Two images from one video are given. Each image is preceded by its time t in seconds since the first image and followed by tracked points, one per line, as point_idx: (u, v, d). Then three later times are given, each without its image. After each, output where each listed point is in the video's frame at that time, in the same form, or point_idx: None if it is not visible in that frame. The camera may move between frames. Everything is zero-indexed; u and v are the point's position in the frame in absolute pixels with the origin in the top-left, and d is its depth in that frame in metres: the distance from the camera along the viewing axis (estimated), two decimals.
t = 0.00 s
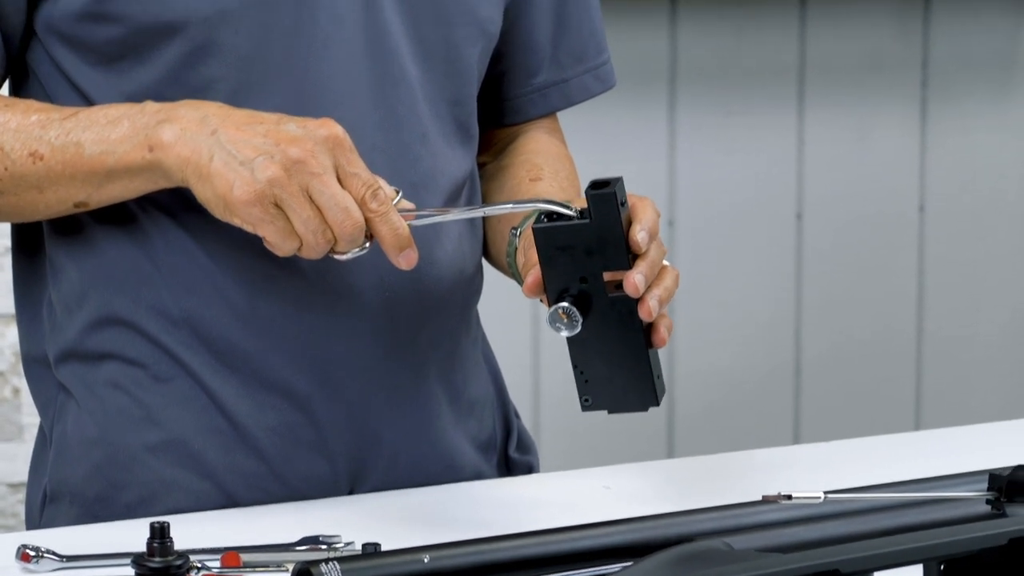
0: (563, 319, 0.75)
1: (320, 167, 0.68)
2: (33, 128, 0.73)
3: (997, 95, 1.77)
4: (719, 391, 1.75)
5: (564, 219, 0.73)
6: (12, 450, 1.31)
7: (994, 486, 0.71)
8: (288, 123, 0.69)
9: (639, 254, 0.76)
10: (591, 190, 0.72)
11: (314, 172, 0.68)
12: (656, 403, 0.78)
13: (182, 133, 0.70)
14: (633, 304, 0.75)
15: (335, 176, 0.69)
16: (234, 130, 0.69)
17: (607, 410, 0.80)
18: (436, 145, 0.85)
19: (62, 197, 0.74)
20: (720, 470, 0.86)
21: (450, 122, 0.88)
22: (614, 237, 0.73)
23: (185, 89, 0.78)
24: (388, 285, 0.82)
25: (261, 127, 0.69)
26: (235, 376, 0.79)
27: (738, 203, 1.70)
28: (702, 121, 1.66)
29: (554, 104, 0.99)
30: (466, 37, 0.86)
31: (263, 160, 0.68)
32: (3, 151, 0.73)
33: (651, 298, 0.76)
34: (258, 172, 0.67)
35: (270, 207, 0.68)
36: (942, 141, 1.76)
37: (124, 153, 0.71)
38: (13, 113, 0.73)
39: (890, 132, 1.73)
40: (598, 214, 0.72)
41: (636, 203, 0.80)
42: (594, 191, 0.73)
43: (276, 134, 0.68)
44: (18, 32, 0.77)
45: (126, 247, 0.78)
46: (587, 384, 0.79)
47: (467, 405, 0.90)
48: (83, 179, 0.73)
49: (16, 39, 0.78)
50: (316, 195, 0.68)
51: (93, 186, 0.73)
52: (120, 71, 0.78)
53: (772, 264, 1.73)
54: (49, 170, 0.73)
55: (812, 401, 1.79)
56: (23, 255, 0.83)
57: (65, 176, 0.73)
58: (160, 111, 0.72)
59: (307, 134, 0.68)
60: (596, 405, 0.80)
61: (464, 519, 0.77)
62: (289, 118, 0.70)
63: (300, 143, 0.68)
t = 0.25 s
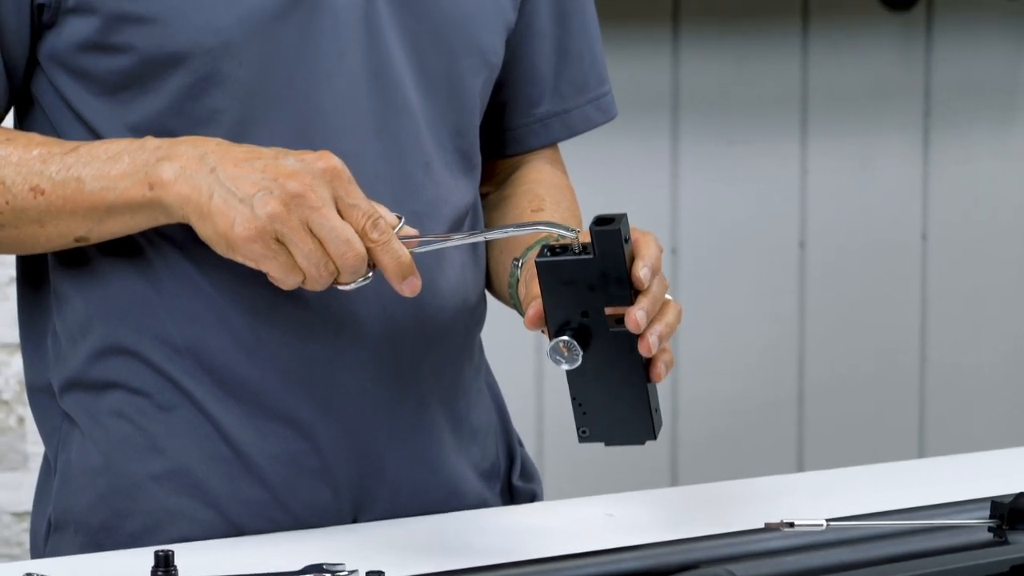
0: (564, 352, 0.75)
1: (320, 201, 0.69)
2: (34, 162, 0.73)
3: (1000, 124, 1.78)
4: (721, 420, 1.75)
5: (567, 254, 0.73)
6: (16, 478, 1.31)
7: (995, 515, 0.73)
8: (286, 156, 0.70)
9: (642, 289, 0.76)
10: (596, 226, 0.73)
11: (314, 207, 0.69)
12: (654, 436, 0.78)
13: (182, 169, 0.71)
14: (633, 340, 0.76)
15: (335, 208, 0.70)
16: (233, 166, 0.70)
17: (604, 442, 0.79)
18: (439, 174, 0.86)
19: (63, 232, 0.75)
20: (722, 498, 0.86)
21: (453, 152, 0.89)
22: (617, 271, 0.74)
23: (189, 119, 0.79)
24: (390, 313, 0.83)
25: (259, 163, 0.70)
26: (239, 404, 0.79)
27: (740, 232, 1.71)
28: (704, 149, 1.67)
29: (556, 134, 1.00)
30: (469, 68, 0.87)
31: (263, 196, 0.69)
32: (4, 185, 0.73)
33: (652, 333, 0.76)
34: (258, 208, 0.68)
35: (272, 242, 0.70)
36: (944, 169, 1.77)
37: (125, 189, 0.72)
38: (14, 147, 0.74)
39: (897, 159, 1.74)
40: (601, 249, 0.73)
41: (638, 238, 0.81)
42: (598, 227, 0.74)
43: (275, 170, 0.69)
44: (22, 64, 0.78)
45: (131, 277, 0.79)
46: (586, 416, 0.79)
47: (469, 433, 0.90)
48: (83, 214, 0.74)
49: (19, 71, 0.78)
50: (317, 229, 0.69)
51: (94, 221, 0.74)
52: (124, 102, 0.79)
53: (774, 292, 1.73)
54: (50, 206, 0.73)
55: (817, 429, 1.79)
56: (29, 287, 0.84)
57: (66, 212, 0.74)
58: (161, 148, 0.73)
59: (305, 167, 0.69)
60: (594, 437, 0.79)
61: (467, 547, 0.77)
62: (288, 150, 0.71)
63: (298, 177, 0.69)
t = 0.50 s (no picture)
0: (569, 369, 0.76)
1: (311, 229, 0.68)
2: (29, 191, 0.74)
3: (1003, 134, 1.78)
4: (726, 432, 1.75)
5: (576, 273, 0.74)
6: (21, 492, 1.31)
7: (1000, 526, 0.74)
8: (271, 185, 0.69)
9: (648, 309, 0.75)
10: (606, 247, 0.73)
11: (305, 236, 0.68)
12: (656, 456, 0.79)
13: (173, 208, 0.71)
14: (639, 359, 0.76)
15: (329, 227, 0.69)
16: (220, 210, 0.70)
17: (606, 460, 0.80)
18: (442, 187, 0.86)
19: (61, 260, 0.76)
20: (726, 510, 0.86)
21: (456, 167, 0.89)
22: (625, 292, 0.74)
23: (193, 133, 0.79)
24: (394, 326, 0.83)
25: (244, 200, 0.69)
26: (243, 417, 0.79)
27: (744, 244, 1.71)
28: (707, 161, 1.67)
29: (561, 149, 1.00)
30: (472, 83, 0.88)
31: (256, 239, 0.69)
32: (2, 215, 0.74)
33: (658, 353, 0.75)
34: (254, 250, 0.69)
35: (276, 277, 0.71)
36: (948, 181, 1.78)
37: (120, 228, 0.73)
38: (9, 171, 0.74)
39: (900, 171, 1.75)
40: (609, 269, 0.73)
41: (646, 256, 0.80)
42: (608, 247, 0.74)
43: (261, 211, 0.69)
44: (21, 80, 0.79)
45: (137, 295, 0.79)
46: (589, 434, 0.79)
47: (473, 446, 0.90)
48: (82, 247, 0.75)
49: (22, 85, 0.79)
50: (313, 256, 0.69)
51: (93, 252, 0.75)
52: (127, 116, 0.79)
53: (778, 304, 1.74)
54: (48, 237, 0.74)
55: (822, 441, 1.79)
56: (33, 305, 0.85)
57: (64, 243, 0.74)
58: (150, 181, 0.72)
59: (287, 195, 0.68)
60: (596, 455, 0.80)
61: (470, 559, 0.77)
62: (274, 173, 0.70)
63: (284, 211, 0.68)
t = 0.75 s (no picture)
0: (569, 380, 0.76)
1: (273, 232, 0.65)
2: (44, 225, 0.74)
3: (1004, 138, 1.79)
4: (727, 435, 1.74)
5: (580, 284, 0.74)
6: (22, 495, 1.31)
7: (1005, 530, 0.74)
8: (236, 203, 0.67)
9: (652, 323, 0.75)
10: (612, 260, 0.73)
11: (273, 238, 0.65)
12: (650, 471, 0.78)
13: (180, 250, 0.71)
14: (640, 372, 0.75)
15: (293, 220, 0.65)
16: (214, 248, 0.69)
17: (601, 472, 0.79)
18: (448, 191, 0.86)
19: (80, 293, 0.77)
20: (730, 513, 0.86)
21: (461, 170, 0.89)
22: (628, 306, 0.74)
23: (198, 136, 0.79)
24: (399, 330, 0.82)
25: (224, 230, 0.68)
26: (247, 421, 0.79)
27: (746, 248, 1.71)
28: (709, 166, 1.67)
29: (564, 153, 1.00)
30: (478, 86, 0.88)
31: (250, 269, 0.68)
32: (18, 246, 0.75)
33: (659, 367, 0.75)
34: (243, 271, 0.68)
35: (288, 289, 0.69)
36: (948, 185, 1.78)
37: (136, 268, 0.73)
38: (23, 200, 0.75)
39: (902, 176, 1.75)
40: (614, 282, 0.73)
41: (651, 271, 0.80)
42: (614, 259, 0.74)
43: (234, 239, 0.67)
44: (33, 84, 0.79)
45: (141, 304, 0.79)
46: (585, 445, 0.79)
47: (477, 449, 0.90)
48: (101, 283, 0.75)
49: (31, 89, 0.79)
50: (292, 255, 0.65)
51: (112, 287, 0.76)
52: (133, 120, 0.79)
53: (780, 307, 1.73)
54: (65, 271, 0.75)
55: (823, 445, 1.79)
56: (37, 322, 0.85)
57: (82, 277, 0.75)
58: (154, 223, 0.72)
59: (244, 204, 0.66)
60: (592, 466, 0.79)
61: (473, 563, 0.77)
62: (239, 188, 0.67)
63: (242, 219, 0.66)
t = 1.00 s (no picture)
0: (558, 373, 0.75)
1: (268, 206, 0.65)
2: (51, 217, 0.74)
3: (1001, 136, 1.80)
4: (725, 432, 1.74)
5: (571, 278, 0.74)
6: (19, 491, 1.31)
7: (1003, 527, 0.74)
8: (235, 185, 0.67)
9: (642, 319, 0.75)
10: (602, 253, 0.73)
11: (267, 212, 0.65)
12: (637, 468, 0.78)
13: (187, 239, 0.71)
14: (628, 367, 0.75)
15: (287, 194, 0.65)
16: (217, 232, 0.69)
17: (589, 468, 0.79)
18: (447, 188, 0.86)
19: (88, 287, 0.76)
20: (728, 510, 0.86)
21: (460, 166, 0.89)
22: (620, 301, 0.74)
23: (198, 129, 0.79)
24: (397, 325, 0.82)
25: (225, 213, 0.68)
26: (244, 417, 0.79)
27: (744, 245, 1.71)
28: (707, 163, 1.67)
29: (561, 153, 1.00)
30: (477, 83, 0.88)
31: (249, 247, 0.67)
32: (25, 240, 0.74)
33: (648, 363, 0.75)
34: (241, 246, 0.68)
35: (288, 266, 0.68)
36: (946, 182, 1.78)
37: (144, 259, 0.73)
38: (30, 193, 0.74)
39: (900, 174, 1.75)
40: (605, 278, 0.73)
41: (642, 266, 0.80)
42: (605, 254, 0.74)
43: (233, 219, 0.67)
44: (37, 80, 0.79)
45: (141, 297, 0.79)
46: (572, 440, 0.78)
47: (474, 446, 0.90)
48: (109, 276, 0.75)
49: (35, 84, 0.79)
50: (285, 228, 0.65)
51: (120, 280, 0.75)
52: (134, 115, 0.79)
53: (778, 304, 1.73)
54: (73, 263, 0.74)
55: (821, 441, 1.79)
56: (34, 316, 0.84)
57: (89, 270, 0.74)
58: (159, 213, 0.72)
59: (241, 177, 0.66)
60: (580, 461, 0.79)
61: (469, 559, 0.76)
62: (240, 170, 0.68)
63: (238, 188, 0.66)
